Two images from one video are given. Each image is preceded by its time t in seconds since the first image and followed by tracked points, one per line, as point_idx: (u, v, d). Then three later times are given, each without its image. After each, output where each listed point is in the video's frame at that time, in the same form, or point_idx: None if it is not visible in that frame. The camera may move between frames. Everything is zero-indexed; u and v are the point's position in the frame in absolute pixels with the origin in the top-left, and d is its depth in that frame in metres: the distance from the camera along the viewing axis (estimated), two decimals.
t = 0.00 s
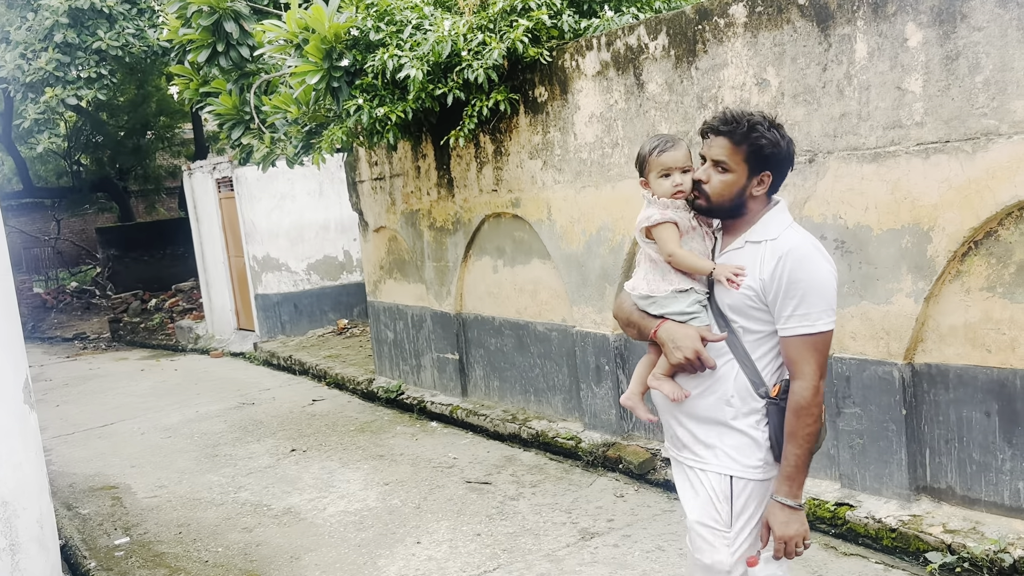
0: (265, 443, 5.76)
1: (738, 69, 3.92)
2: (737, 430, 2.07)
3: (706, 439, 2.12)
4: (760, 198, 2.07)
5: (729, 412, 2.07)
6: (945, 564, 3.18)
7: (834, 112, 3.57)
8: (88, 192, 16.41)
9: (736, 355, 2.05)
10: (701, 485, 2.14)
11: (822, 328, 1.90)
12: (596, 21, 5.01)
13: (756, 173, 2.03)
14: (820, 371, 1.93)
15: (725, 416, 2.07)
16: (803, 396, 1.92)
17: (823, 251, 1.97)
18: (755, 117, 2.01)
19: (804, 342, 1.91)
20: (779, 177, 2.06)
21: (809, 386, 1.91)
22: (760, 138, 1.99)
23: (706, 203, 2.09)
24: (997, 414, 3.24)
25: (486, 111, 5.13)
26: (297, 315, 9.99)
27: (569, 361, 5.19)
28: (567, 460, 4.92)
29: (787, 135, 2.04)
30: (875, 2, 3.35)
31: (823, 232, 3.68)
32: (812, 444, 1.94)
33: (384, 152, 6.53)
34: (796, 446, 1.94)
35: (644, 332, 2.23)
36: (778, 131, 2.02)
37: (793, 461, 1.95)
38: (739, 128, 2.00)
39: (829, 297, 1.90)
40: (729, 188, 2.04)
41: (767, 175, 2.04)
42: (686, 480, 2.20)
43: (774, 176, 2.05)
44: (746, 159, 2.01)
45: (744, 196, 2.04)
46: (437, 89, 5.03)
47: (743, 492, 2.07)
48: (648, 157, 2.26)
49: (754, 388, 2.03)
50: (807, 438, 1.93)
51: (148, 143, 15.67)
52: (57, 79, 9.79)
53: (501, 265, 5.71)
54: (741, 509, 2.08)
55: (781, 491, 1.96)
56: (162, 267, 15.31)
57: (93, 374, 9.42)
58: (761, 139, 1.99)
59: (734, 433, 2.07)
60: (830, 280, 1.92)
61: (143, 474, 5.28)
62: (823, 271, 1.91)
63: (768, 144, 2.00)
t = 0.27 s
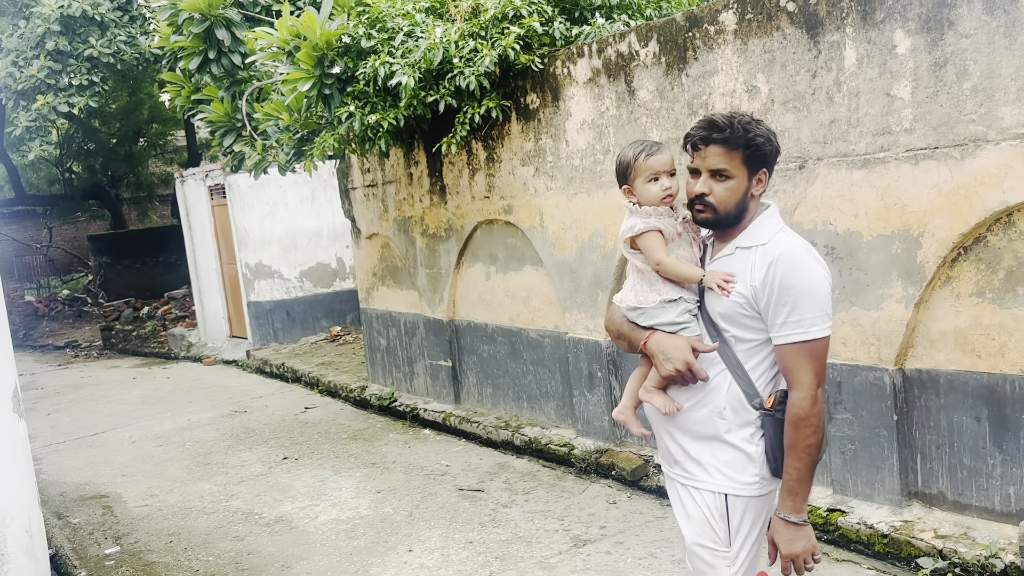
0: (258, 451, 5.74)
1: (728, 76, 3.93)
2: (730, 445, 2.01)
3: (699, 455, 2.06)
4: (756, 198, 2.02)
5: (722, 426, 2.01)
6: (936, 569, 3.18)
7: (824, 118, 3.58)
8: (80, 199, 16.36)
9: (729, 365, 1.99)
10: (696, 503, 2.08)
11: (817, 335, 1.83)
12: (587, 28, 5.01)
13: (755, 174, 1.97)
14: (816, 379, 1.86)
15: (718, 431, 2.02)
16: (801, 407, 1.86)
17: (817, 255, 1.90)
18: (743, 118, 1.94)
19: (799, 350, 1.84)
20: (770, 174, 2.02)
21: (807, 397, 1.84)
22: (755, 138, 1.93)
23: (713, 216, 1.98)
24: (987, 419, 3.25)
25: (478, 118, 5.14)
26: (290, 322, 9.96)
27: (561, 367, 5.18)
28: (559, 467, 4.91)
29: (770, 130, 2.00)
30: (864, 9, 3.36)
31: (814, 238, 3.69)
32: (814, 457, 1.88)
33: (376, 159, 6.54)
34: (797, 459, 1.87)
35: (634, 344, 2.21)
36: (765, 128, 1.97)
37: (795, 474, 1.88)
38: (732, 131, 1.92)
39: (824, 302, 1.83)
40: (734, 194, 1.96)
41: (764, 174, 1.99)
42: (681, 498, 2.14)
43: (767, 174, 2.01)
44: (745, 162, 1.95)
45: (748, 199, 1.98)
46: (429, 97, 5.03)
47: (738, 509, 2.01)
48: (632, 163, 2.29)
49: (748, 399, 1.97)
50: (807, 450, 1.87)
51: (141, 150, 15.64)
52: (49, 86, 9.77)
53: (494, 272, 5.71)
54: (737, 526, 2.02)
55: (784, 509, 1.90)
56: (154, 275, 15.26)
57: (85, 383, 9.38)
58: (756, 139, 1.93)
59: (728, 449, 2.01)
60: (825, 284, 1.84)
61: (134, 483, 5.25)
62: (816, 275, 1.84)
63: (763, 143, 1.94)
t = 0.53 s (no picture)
0: (253, 458, 5.72)
1: (722, 81, 3.94)
2: (726, 456, 1.96)
3: (695, 467, 2.02)
4: (756, 200, 1.97)
5: (717, 436, 1.97)
6: (933, 573, 3.17)
7: (817, 123, 3.59)
8: (76, 207, 16.34)
9: (726, 373, 1.95)
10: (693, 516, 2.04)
11: (815, 345, 1.77)
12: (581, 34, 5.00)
13: (754, 176, 1.92)
14: (813, 391, 1.79)
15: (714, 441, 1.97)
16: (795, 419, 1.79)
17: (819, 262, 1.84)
18: (737, 120, 1.88)
19: (796, 360, 1.78)
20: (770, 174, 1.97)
21: (801, 408, 1.78)
22: (752, 140, 1.88)
23: (713, 222, 1.93)
24: (982, 422, 3.25)
25: (472, 124, 5.14)
26: (286, 329, 9.94)
27: (557, 373, 5.17)
28: (556, 473, 4.90)
29: (767, 129, 1.94)
30: (857, 14, 3.37)
31: (808, 243, 3.70)
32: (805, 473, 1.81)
33: (372, 165, 6.54)
34: (786, 473, 1.81)
35: (628, 355, 2.15)
36: (761, 128, 1.92)
37: (785, 490, 1.81)
38: (727, 135, 1.87)
39: (823, 311, 1.77)
40: (734, 199, 1.91)
41: (763, 175, 1.94)
42: (678, 511, 2.10)
43: (766, 175, 1.95)
44: (743, 166, 1.89)
45: (748, 203, 1.93)
46: (424, 103, 5.04)
47: (737, 521, 1.97)
48: (614, 179, 2.21)
49: (746, 409, 1.93)
50: (798, 465, 1.80)
51: (136, 158, 15.62)
52: (44, 94, 9.75)
53: (489, 278, 5.70)
54: (738, 539, 1.98)
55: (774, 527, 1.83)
56: (150, 282, 15.24)
57: (80, 391, 9.35)
58: (752, 141, 1.88)
59: (724, 460, 1.97)
60: (825, 292, 1.78)
61: (130, 491, 5.23)
62: (816, 282, 1.78)
63: (760, 144, 1.89)
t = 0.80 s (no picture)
0: (253, 465, 5.72)
1: (718, 87, 3.95)
2: (728, 468, 1.93)
3: (697, 480, 1.98)
4: (759, 204, 1.96)
5: (719, 447, 1.93)
6: None
7: (814, 128, 3.60)
8: (75, 215, 16.35)
9: (727, 383, 1.92)
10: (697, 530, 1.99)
11: (812, 353, 1.74)
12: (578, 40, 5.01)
13: (755, 180, 1.91)
14: (807, 403, 1.76)
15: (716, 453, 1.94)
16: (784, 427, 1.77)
17: (819, 267, 1.82)
18: (736, 123, 1.87)
19: (791, 369, 1.76)
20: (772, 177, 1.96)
21: (791, 417, 1.76)
22: (752, 143, 1.87)
23: (715, 228, 1.92)
24: (980, 426, 3.25)
25: (470, 130, 5.15)
26: (285, 336, 9.94)
27: (556, 378, 5.17)
28: (555, 478, 4.90)
29: (768, 131, 1.93)
30: (852, 19, 3.38)
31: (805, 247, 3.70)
32: (777, 480, 1.79)
33: (370, 172, 6.55)
34: (759, 476, 1.80)
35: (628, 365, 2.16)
36: (761, 130, 1.91)
37: (758, 492, 1.80)
38: (727, 139, 1.86)
39: (821, 317, 1.75)
40: (735, 204, 1.90)
41: (765, 179, 1.92)
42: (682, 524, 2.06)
43: (768, 178, 1.94)
44: (743, 170, 1.88)
45: (750, 207, 1.92)
46: (421, 109, 5.05)
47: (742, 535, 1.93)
48: (615, 189, 2.25)
49: (748, 420, 1.90)
50: (774, 472, 1.79)
51: (135, 165, 15.64)
52: (43, 102, 9.77)
53: (487, 283, 5.71)
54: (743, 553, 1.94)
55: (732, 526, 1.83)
56: (149, 289, 15.24)
57: (79, 398, 9.34)
58: (752, 144, 1.87)
59: (726, 473, 1.93)
60: (823, 298, 1.76)
61: (129, 499, 5.22)
62: (814, 289, 1.76)
63: (761, 147, 1.87)
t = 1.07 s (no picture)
0: (256, 472, 5.71)
1: (720, 91, 3.94)
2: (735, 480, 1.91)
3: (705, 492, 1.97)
4: (772, 210, 1.94)
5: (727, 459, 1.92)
6: None
7: (816, 131, 3.59)
8: (78, 222, 16.38)
9: (736, 393, 1.90)
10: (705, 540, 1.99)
11: (826, 364, 1.70)
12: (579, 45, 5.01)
13: (768, 186, 1.89)
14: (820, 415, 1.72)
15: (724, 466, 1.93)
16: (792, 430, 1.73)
17: (834, 277, 1.78)
18: (749, 129, 1.85)
19: (805, 379, 1.72)
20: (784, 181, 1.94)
21: (802, 423, 1.72)
22: (765, 149, 1.85)
23: (728, 236, 1.90)
24: (985, 430, 3.24)
25: (471, 135, 5.15)
26: (287, 342, 9.93)
27: (559, 384, 5.16)
28: (558, 484, 4.88)
29: (781, 135, 1.90)
30: (854, 23, 3.38)
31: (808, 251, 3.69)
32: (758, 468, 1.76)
33: (371, 178, 6.55)
34: (743, 453, 1.78)
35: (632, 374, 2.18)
36: (775, 135, 1.88)
37: (744, 468, 1.77)
38: (740, 146, 1.84)
39: (835, 328, 1.71)
40: (748, 211, 1.88)
41: (778, 184, 1.90)
42: (693, 536, 2.05)
43: (781, 184, 1.92)
44: (756, 176, 1.86)
45: (763, 214, 1.90)
46: (422, 115, 5.05)
47: (751, 549, 1.91)
48: (623, 189, 2.24)
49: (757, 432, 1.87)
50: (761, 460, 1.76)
51: (137, 172, 15.67)
52: (45, 110, 9.79)
53: (490, 288, 5.70)
54: (754, 567, 1.92)
55: (695, 485, 1.82)
56: (152, 296, 15.26)
57: (82, 405, 9.34)
58: (766, 151, 1.85)
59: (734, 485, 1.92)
60: (838, 309, 1.73)
61: (132, 506, 5.21)
62: (829, 298, 1.72)
63: (774, 153, 1.85)
